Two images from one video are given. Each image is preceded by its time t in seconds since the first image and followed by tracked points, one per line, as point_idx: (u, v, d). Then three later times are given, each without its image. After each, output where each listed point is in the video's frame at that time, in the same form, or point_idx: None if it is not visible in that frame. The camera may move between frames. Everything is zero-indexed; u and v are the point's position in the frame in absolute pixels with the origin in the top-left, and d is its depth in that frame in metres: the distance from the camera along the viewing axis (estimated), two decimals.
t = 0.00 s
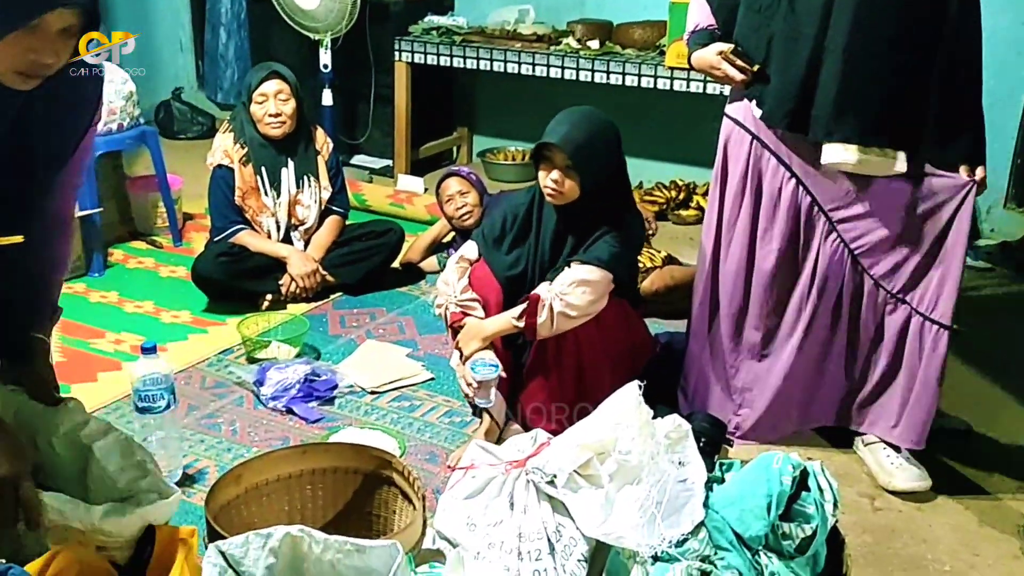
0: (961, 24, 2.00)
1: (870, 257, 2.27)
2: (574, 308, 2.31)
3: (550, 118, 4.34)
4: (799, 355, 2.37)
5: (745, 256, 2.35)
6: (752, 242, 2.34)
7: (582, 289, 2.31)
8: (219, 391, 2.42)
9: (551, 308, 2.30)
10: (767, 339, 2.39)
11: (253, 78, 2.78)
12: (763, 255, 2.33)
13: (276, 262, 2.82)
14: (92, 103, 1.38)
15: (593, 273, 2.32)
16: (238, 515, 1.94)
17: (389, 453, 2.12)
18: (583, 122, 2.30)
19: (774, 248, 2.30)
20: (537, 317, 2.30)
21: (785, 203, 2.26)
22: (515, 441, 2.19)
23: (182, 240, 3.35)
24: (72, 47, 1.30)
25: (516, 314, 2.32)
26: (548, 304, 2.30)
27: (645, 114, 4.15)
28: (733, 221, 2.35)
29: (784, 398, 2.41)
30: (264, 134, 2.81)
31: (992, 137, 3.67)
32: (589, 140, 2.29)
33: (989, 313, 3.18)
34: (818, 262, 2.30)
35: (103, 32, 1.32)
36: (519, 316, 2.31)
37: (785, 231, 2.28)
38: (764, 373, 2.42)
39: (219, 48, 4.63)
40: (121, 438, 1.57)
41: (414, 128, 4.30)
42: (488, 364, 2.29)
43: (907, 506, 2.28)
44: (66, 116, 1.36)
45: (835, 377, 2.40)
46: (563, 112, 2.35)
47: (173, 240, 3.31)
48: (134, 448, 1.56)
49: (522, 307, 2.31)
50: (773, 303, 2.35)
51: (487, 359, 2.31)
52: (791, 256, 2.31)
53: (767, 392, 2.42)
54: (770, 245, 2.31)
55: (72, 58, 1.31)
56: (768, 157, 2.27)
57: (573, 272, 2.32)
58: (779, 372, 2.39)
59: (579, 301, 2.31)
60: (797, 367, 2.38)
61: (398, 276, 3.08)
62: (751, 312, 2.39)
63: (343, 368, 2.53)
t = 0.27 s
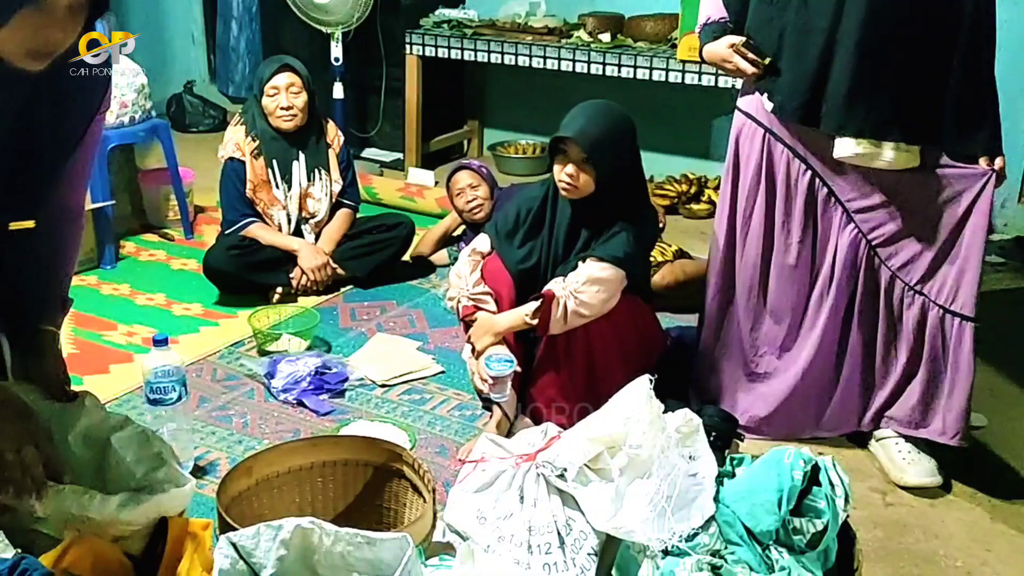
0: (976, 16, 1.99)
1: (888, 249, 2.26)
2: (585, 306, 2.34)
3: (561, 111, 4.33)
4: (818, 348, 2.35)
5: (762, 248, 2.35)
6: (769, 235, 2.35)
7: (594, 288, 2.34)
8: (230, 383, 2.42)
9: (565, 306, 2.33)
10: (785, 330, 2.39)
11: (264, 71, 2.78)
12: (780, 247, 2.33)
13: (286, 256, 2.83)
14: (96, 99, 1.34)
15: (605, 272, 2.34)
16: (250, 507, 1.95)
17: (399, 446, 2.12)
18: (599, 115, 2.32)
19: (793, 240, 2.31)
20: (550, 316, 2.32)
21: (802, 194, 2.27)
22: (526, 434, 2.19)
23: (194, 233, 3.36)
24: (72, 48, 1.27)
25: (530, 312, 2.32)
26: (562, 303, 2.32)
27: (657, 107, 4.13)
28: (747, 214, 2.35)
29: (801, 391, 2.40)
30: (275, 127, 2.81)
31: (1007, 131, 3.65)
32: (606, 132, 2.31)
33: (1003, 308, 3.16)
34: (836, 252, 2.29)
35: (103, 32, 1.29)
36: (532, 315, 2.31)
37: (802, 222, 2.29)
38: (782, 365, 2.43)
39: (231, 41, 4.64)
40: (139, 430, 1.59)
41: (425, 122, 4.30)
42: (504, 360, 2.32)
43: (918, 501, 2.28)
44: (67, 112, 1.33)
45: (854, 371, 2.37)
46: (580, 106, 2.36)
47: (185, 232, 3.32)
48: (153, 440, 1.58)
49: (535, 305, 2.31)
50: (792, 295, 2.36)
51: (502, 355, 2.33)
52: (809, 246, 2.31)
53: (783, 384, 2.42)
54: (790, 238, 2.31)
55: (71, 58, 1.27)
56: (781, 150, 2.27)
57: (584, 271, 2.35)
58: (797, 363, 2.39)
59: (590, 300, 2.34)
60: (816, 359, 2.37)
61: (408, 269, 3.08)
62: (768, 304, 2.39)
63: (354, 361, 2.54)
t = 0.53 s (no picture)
0: (994, 9, 1.97)
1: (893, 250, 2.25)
2: (600, 302, 2.34)
3: (574, 106, 4.33)
4: (823, 348, 2.36)
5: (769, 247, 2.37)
6: (776, 234, 2.37)
7: (608, 285, 2.33)
8: (243, 377, 2.43)
9: (579, 303, 2.33)
10: (790, 329, 2.41)
11: (279, 66, 2.79)
12: (784, 246, 2.36)
13: (300, 251, 2.83)
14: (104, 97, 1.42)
15: (619, 269, 2.34)
16: (263, 501, 1.96)
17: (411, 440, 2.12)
18: (615, 110, 2.31)
19: (795, 237, 2.33)
20: (565, 313, 2.32)
21: (805, 194, 2.28)
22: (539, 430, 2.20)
23: (208, 228, 3.37)
24: (73, 47, 1.35)
25: (544, 308, 2.33)
26: (576, 300, 2.32)
27: (671, 102, 4.12)
28: (758, 213, 2.38)
29: (817, 390, 2.40)
30: (290, 122, 2.82)
31: None
32: (622, 128, 2.30)
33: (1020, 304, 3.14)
34: (836, 253, 2.29)
35: (103, 32, 1.37)
36: (546, 312, 2.31)
37: (804, 222, 2.31)
38: (790, 363, 2.44)
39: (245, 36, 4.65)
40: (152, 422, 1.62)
41: (437, 117, 4.30)
42: (519, 356, 2.33)
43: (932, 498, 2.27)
44: (76, 111, 1.41)
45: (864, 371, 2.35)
46: (595, 101, 2.36)
47: (199, 227, 3.33)
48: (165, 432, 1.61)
49: (550, 301, 2.31)
50: (794, 294, 2.37)
51: (516, 351, 2.33)
52: (811, 246, 2.32)
53: (796, 381, 2.44)
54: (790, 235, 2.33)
55: (71, 59, 1.35)
56: (791, 145, 2.29)
57: (598, 267, 2.34)
58: (806, 361, 2.41)
59: (604, 297, 2.33)
60: (825, 360, 2.37)
61: (422, 265, 3.08)
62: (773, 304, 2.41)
63: (368, 355, 2.54)
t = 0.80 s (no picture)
0: (1011, 9, 1.94)
1: (897, 250, 2.27)
2: (611, 304, 2.33)
3: (586, 107, 4.32)
4: (828, 348, 2.38)
5: (776, 249, 2.38)
6: (784, 236, 2.38)
7: (620, 287, 2.33)
8: (255, 378, 2.43)
9: (591, 305, 2.32)
10: (795, 333, 2.40)
11: (290, 67, 2.78)
12: (792, 248, 2.36)
13: (310, 251, 2.83)
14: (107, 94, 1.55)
15: (631, 271, 2.33)
16: (274, 503, 1.95)
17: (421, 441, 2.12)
18: (627, 112, 2.30)
19: (804, 240, 2.33)
20: (576, 315, 2.31)
21: (814, 196, 2.29)
22: (551, 432, 2.17)
23: (219, 229, 3.37)
24: (73, 48, 1.49)
25: (555, 310, 2.32)
26: (588, 302, 2.32)
27: (682, 102, 4.11)
28: (767, 214, 2.40)
29: (822, 391, 2.42)
30: (300, 123, 2.81)
31: None
32: (633, 129, 2.29)
33: None
34: (842, 254, 2.30)
35: (103, 33, 1.51)
36: (558, 313, 2.31)
37: (814, 223, 2.31)
38: (798, 367, 2.43)
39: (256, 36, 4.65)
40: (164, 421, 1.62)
41: (448, 118, 4.29)
42: (530, 357, 2.32)
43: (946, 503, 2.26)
44: (84, 107, 1.54)
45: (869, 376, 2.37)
46: (606, 101, 2.35)
47: (210, 229, 3.33)
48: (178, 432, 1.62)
49: (561, 303, 2.31)
50: (801, 297, 2.37)
51: (528, 352, 2.33)
52: (820, 247, 2.33)
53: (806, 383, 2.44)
54: (800, 237, 2.34)
55: (72, 58, 1.49)
56: (802, 146, 2.31)
57: (610, 270, 2.33)
58: (812, 364, 2.41)
59: (616, 300, 2.33)
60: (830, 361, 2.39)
61: (433, 266, 3.08)
62: (781, 306, 2.41)
63: (379, 356, 2.53)
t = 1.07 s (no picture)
0: None
1: (913, 251, 2.22)
2: (619, 306, 2.27)
3: (592, 104, 4.26)
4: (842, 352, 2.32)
5: (789, 250, 2.32)
6: (797, 236, 2.32)
7: (628, 288, 2.27)
8: (254, 383, 2.37)
9: (598, 307, 2.26)
10: (807, 337, 2.34)
11: (290, 64, 2.73)
12: (805, 249, 2.30)
13: (311, 252, 2.77)
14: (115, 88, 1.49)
15: (639, 272, 2.27)
16: (274, 510, 1.91)
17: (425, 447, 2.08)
18: (635, 108, 2.25)
19: (817, 240, 2.27)
20: (583, 317, 2.25)
21: (827, 195, 2.23)
22: (558, 438, 2.12)
23: (219, 229, 3.31)
24: (73, 46, 1.42)
25: (561, 313, 2.26)
26: (595, 304, 2.25)
27: (691, 99, 4.04)
28: (779, 213, 2.34)
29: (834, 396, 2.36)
30: (300, 121, 2.75)
31: None
32: (641, 126, 2.23)
33: None
34: (858, 255, 2.25)
35: (103, 33, 1.44)
36: (564, 315, 2.25)
37: (827, 223, 2.25)
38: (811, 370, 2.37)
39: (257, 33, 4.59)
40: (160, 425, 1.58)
41: (453, 115, 4.23)
42: (536, 361, 2.26)
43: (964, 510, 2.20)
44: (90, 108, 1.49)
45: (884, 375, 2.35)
46: (612, 99, 2.29)
47: (210, 229, 3.28)
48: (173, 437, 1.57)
49: (568, 305, 2.24)
50: (814, 299, 2.31)
51: (534, 356, 2.27)
52: (834, 248, 2.27)
53: (817, 387, 2.36)
54: (812, 237, 2.28)
55: (72, 58, 1.43)
56: (813, 144, 2.24)
57: (617, 271, 2.27)
58: (822, 368, 2.34)
59: (623, 301, 2.27)
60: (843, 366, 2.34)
61: (437, 266, 3.02)
62: (793, 308, 2.35)
63: (381, 359, 2.47)
